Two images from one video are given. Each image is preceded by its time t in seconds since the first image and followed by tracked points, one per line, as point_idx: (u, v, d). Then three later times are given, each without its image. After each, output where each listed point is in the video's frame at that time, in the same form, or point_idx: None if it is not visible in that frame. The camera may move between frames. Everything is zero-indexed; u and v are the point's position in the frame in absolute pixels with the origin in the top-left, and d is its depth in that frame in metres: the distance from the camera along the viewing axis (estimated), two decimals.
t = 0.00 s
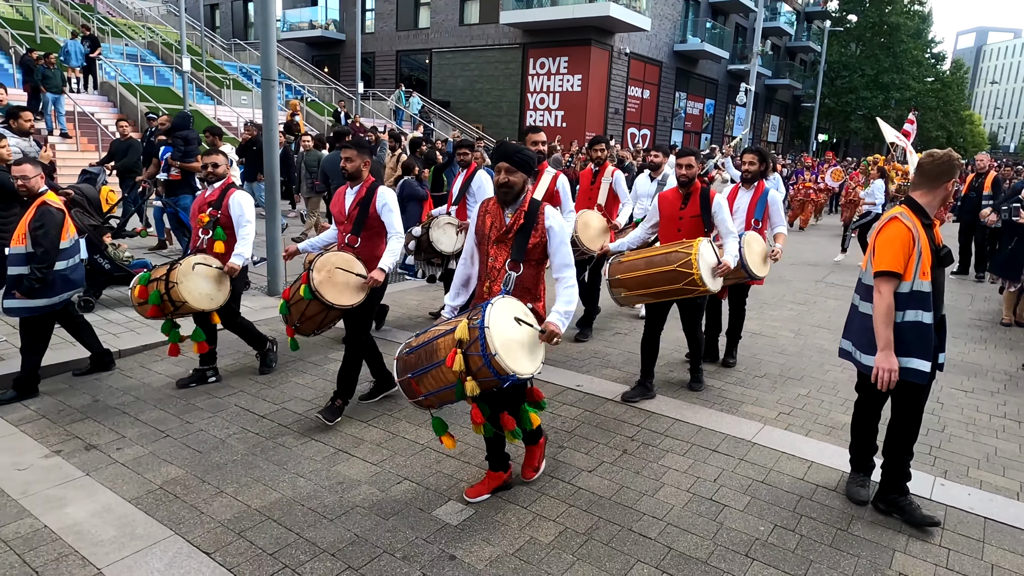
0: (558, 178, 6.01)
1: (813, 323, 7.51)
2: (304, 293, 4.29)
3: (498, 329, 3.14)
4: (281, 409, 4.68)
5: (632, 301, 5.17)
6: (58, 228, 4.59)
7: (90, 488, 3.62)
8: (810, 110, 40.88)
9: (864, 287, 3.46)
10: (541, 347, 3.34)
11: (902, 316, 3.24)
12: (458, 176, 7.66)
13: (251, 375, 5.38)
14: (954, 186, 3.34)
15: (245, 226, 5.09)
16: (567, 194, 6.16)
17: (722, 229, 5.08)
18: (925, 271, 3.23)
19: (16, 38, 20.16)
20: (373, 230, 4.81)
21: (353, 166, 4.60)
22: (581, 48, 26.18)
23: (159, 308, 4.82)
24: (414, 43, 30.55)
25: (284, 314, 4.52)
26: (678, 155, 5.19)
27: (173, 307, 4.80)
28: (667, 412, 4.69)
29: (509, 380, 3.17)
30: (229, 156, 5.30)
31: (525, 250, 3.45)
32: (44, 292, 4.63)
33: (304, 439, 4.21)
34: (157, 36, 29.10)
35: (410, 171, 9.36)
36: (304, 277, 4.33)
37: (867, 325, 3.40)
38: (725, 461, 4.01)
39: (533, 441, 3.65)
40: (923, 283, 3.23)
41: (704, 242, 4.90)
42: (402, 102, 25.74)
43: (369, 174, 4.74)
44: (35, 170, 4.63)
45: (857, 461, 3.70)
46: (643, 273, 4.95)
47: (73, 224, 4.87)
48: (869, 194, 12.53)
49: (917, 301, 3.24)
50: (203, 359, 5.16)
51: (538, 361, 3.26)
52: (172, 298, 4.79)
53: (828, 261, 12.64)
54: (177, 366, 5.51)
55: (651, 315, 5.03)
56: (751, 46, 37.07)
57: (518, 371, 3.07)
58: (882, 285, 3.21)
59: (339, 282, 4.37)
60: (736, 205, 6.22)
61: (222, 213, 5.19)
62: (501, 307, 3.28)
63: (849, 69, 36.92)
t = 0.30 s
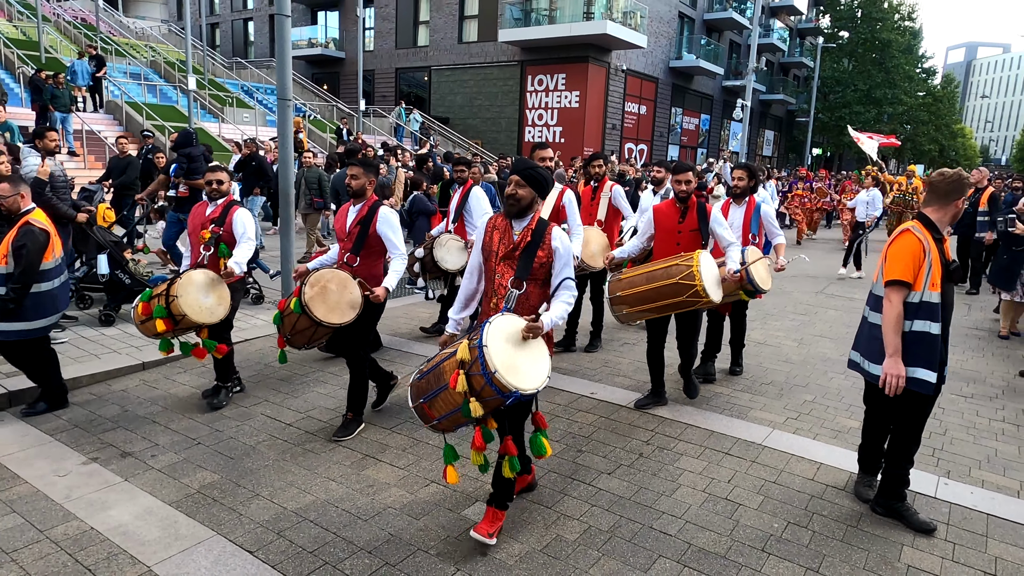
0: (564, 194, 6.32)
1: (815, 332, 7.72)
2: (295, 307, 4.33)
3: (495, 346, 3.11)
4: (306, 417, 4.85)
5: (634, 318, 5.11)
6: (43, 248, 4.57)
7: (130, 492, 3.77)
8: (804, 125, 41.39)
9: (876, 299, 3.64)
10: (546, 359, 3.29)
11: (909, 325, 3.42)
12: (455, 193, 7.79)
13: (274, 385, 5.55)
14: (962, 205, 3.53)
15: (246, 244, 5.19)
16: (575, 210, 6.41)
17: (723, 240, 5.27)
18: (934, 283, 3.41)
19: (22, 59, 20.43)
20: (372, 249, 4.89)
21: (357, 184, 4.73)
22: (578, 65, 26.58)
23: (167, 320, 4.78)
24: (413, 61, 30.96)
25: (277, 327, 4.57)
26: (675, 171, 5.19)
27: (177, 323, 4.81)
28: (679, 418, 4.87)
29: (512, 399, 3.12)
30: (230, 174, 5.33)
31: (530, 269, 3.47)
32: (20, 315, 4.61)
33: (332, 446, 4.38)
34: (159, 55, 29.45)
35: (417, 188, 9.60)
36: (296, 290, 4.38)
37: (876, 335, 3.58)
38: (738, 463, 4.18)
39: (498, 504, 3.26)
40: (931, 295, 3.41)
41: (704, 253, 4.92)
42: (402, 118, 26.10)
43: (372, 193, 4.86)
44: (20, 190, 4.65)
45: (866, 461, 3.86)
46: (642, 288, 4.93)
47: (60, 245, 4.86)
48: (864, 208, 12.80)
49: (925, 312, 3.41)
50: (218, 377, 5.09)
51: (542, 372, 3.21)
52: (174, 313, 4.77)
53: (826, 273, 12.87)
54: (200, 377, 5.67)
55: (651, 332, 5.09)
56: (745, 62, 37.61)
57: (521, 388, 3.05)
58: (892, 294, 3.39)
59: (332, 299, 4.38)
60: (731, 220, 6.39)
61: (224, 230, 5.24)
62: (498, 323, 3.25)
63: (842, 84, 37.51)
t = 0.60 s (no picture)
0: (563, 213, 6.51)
1: (816, 342, 7.92)
2: (302, 322, 4.40)
3: (488, 359, 3.14)
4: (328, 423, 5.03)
5: (641, 340, 4.93)
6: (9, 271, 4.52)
7: (165, 493, 3.94)
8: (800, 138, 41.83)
9: (880, 310, 3.82)
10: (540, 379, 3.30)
11: (912, 335, 3.58)
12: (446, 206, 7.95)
13: (294, 392, 5.74)
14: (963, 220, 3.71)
15: (254, 267, 5.10)
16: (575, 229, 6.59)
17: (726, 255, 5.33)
18: (937, 295, 3.56)
19: (29, 72, 20.67)
20: (374, 263, 4.97)
21: (357, 201, 4.82)
22: (578, 79, 26.93)
23: (164, 345, 4.79)
24: (414, 74, 31.31)
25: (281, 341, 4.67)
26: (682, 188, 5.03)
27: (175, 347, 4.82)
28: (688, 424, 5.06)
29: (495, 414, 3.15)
30: (227, 194, 5.26)
31: (532, 285, 3.54)
32: None
33: (355, 450, 4.56)
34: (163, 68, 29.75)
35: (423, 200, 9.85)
36: (304, 306, 4.44)
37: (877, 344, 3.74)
38: (746, 466, 4.36)
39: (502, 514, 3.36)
40: (934, 305, 3.57)
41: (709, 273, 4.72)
42: (404, 131, 26.40)
43: (372, 209, 4.97)
44: None
45: (856, 475, 3.88)
46: (649, 310, 4.74)
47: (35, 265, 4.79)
48: (862, 221, 13.04)
49: (928, 323, 3.57)
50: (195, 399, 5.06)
51: (530, 397, 3.20)
52: (173, 339, 4.79)
53: (824, 286, 13.10)
54: (221, 383, 5.84)
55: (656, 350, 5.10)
56: (742, 76, 38.05)
57: (505, 405, 3.07)
58: (892, 303, 3.56)
59: (339, 314, 4.49)
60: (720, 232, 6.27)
61: (226, 251, 5.14)
62: (498, 337, 3.28)
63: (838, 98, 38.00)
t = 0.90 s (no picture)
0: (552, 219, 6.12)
1: (819, 345, 8.14)
2: (324, 333, 4.43)
3: (492, 366, 3.22)
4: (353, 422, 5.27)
5: (649, 346, 5.07)
6: None
7: (205, 486, 4.16)
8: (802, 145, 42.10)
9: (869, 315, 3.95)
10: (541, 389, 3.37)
11: (900, 339, 3.69)
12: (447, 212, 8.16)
13: (318, 393, 5.98)
14: (949, 228, 3.86)
15: (251, 275, 5.12)
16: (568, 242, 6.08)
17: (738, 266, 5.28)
18: (923, 302, 3.70)
19: (42, 83, 21.00)
20: (379, 271, 5.08)
21: (356, 214, 4.89)
22: (581, 88, 27.24)
23: (155, 346, 4.93)
24: (419, 83, 31.66)
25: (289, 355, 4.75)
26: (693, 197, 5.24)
27: (166, 349, 4.92)
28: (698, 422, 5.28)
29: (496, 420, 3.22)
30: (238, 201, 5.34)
31: (535, 292, 3.59)
32: None
33: (381, 447, 4.79)
34: (172, 78, 30.12)
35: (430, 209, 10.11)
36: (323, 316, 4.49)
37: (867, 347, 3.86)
38: (754, 460, 4.58)
39: (527, 503, 3.55)
40: (921, 312, 3.70)
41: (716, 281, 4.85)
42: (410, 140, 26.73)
43: (371, 220, 5.06)
44: None
45: (842, 491, 3.84)
46: (656, 316, 4.88)
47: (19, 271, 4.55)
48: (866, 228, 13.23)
49: (915, 328, 3.70)
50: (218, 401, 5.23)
51: (530, 406, 3.29)
52: (166, 341, 4.90)
53: (826, 291, 13.30)
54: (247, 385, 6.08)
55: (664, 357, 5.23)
56: (743, 83, 38.33)
57: (506, 412, 3.15)
58: (880, 310, 3.69)
59: (356, 323, 4.57)
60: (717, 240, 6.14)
61: (228, 258, 5.22)
62: (501, 343, 3.36)
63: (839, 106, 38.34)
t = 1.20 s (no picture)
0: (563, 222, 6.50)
1: (820, 342, 8.39)
2: (334, 323, 4.53)
3: (480, 362, 3.35)
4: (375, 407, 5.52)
5: (644, 332, 5.22)
6: None
7: (240, 463, 4.40)
8: (804, 146, 42.31)
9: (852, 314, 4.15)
10: (535, 383, 3.42)
11: (881, 337, 3.90)
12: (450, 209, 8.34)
13: (338, 380, 6.20)
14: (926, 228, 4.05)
15: (258, 261, 5.24)
16: (572, 239, 6.61)
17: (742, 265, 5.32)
18: (901, 301, 3.89)
19: (51, 74, 21.14)
20: (384, 260, 5.27)
21: (364, 207, 5.13)
22: (586, 86, 27.45)
23: (169, 333, 5.01)
24: (424, 79, 31.84)
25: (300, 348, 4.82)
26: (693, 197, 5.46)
27: (180, 335, 5.00)
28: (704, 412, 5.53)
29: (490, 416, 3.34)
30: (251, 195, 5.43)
31: (529, 290, 3.68)
32: None
33: (403, 430, 5.04)
34: (178, 70, 30.28)
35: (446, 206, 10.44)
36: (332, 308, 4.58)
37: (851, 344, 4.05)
38: (759, 447, 4.83)
39: (545, 481, 3.78)
40: (900, 310, 3.89)
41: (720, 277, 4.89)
42: (415, 136, 26.94)
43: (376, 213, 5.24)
44: None
45: (842, 476, 4.09)
46: (656, 304, 5.00)
47: None
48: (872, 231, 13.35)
49: (895, 326, 3.90)
50: (200, 388, 5.35)
51: (525, 398, 3.34)
52: (180, 328, 4.98)
53: (827, 292, 13.55)
54: (270, 373, 6.32)
55: (662, 349, 5.09)
56: (746, 84, 38.52)
57: (496, 404, 3.23)
58: (860, 310, 3.88)
59: (364, 312, 4.66)
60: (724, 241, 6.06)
61: (238, 247, 5.34)
62: (492, 340, 3.51)
63: (841, 108, 38.61)
